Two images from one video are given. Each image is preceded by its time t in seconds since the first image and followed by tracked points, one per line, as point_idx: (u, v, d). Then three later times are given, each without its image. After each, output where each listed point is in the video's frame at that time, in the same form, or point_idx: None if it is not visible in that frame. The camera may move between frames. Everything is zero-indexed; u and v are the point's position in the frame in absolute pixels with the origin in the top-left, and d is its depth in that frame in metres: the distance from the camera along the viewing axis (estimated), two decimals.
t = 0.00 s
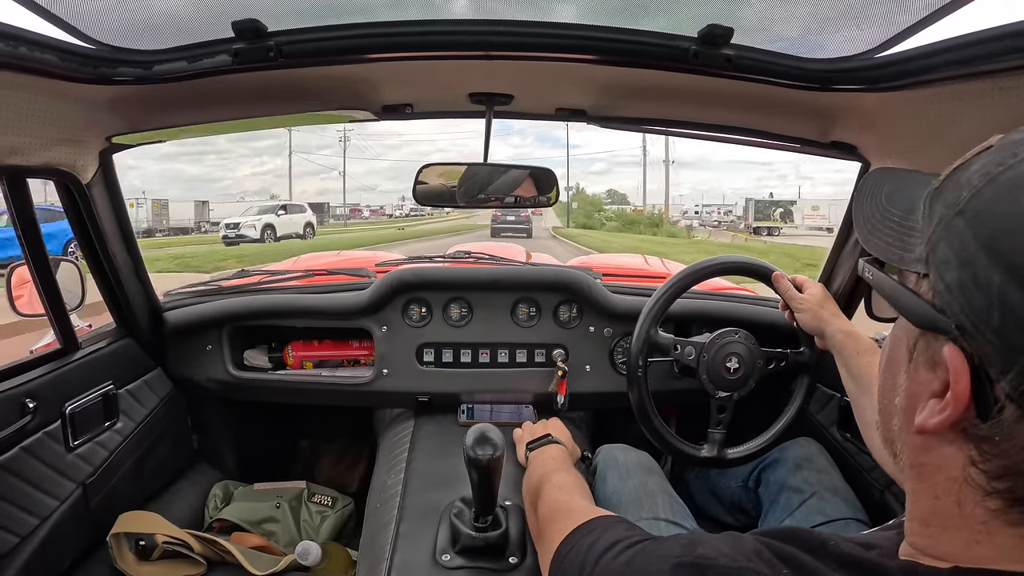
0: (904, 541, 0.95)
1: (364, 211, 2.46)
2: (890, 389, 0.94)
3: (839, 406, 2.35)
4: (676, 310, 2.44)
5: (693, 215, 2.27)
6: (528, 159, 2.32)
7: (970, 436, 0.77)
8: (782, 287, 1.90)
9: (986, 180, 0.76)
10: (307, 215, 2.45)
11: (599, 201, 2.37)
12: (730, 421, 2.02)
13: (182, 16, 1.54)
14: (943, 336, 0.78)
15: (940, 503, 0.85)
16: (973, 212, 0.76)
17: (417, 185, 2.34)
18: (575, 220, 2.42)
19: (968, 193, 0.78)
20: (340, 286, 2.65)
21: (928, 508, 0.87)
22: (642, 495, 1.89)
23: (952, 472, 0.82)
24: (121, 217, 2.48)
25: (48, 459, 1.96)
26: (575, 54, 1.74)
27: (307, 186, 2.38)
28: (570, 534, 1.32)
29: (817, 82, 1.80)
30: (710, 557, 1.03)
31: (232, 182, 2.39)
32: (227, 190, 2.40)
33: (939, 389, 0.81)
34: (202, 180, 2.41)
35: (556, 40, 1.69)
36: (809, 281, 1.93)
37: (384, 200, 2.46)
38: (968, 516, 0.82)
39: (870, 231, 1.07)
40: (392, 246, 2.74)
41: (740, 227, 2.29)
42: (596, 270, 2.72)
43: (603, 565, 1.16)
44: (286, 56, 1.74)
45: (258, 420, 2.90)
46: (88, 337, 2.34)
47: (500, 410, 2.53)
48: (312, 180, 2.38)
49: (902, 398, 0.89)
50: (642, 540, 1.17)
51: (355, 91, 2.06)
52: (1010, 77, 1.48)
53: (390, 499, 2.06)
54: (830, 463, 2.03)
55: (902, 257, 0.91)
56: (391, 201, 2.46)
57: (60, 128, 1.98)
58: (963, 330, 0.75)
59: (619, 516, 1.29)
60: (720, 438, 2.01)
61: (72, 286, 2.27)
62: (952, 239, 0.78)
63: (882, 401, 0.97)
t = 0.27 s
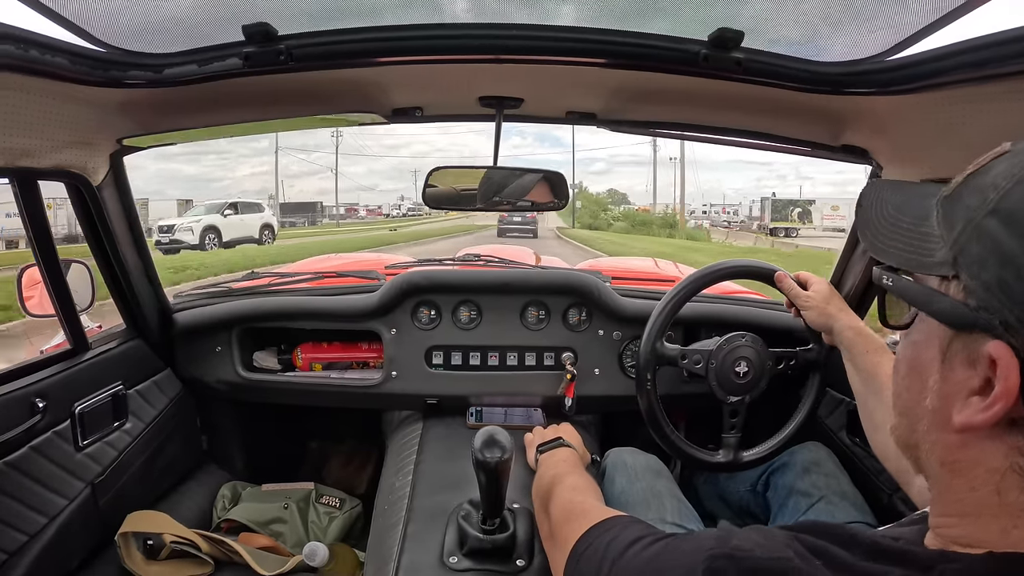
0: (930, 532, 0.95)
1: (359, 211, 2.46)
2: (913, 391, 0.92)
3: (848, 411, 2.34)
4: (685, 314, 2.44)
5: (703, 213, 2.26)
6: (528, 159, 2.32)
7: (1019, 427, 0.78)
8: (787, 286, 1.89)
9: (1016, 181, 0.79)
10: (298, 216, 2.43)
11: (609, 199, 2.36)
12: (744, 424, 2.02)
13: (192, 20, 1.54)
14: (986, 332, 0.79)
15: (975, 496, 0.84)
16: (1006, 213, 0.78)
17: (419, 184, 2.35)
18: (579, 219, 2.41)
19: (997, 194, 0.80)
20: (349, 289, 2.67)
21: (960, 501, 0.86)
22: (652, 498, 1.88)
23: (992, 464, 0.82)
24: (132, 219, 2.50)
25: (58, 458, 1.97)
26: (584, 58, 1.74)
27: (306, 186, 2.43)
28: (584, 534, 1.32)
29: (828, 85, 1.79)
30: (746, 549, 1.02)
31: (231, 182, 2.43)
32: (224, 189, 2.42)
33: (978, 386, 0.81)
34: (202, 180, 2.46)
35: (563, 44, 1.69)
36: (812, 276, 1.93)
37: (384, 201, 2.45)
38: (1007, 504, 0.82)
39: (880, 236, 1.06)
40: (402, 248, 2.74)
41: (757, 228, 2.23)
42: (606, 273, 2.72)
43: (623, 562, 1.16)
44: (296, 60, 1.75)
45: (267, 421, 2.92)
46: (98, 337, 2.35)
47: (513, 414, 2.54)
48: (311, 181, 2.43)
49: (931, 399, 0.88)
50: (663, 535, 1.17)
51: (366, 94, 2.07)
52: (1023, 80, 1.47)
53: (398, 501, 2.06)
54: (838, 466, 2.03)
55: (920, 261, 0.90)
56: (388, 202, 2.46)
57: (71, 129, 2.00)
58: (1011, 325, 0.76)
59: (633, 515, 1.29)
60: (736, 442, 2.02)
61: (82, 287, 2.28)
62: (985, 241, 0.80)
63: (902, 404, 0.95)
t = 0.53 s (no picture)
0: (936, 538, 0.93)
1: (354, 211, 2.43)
2: (915, 404, 0.92)
3: (852, 412, 2.33)
4: (690, 313, 2.43)
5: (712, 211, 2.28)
6: (528, 159, 2.35)
7: None
8: (790, 285, 1.87)
9: (1009, 188, 0.80)
10: (290, 215, 2.42)
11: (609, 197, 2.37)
12: (750, 425, 2.02)
13: (199, 14, 1.54)
14: (994, 335, 0.78)
15: (986, 498, 0.82)
16: (1003, 218, 0.79)
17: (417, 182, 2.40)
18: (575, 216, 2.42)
19: (990, 201, 0.81)
20: (353, 285, 2.67)
21: (971, 505, 0.84)
22: (654, 497, 1.88)
23: (1004, 466, 0.80)
24: (137, 213, 2.50)
25: (61, 451, 1.98)
26: (590, 55, 1.74)
27: (308, 185, 2.46)
28: (592, 533, 1.32)
29: (835, 85, 1.78)
30: (760, 544, 1.01)
31: (232, 181, 2.44)
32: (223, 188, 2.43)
33: (987, 389, 0.80)
34: (201, 179, 2.48)
35: (569, 41, 1.69)
36: (812, 272, 1.91)
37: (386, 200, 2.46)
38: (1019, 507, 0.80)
39: (870, 252, 1.08)
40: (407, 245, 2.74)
41: (773, 229, 2.22)
42: (610, 271, 2.72)
43: (634, 560, 1.14)
44: (301, 55, 1.75)
45: (270, 421, 2.93)
46: (103, 331, 2.36)
47: (519, 411, 2.54)
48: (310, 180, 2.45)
49: (936, 408, 0.88)
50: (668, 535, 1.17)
51: (372, 90, 2.07)
52: None
53: (400, 497, 2.06)
54: (842, 469, 2.02)
55: (917, 273, 0.92)
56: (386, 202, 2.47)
57: (77, 123, 2.00)
58: (1018, 325, 0.76)
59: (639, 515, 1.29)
60: (744, 441, 2.01)
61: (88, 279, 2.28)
62: (983, 247, 0.81)
63: (904, 417, 0.95)
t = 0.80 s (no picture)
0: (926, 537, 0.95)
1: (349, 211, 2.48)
2: (905, 402, 0.93)
3: (856, 418, 2.32)
4: (693, 318, 2.43)
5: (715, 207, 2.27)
6: (529, 163, 2.35)
7: (1016, 429, 0.77)
8: (795, 291, 1.88)
9: (999, 192, 0.80)
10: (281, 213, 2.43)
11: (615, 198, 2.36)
12: (753, 430, 2.02)
13: (206, 20, 1.55)
14: (979, 338, 0.79)
15: (972, 498, 0.84)
16: (993, 223, 0.79)
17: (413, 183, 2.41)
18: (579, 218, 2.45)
19: (981, 205, 0.81)
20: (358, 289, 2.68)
21: (957, 505, 0.86)
22: (656, 502, 1.88)
23: (988, 467, 0.81)
24: (142, 216, 2.52)
25: (65, 453, 1.99)
26: (596, 61, 1.74)
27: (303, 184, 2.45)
28: (596, 529, 1.32)
29: (838, 91, 1.78)
30: (748, 544, 1.00)
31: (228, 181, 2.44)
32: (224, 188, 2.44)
33: (971, 390, 0.81)
34: (201, 179, 2.49)
35: (574, 47, 1.69)
36: (817, 279, 1.90)
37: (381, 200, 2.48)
38: (1003, 506, 0.82)
39: (865, 256, 1.06)
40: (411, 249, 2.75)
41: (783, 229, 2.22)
42: (614, 276, 2.72)
43: (631, 559, 1.15)
44: (307, 60, 1.76)
45: (275, 424, 2.93)
46: (107, 334, 2.37)
47: (522, 416, 2.56)
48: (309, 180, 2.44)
49: (924, 408, 0.88)
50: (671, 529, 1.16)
51: (377, 95, 2.08)
52: None
53: (404, 501, 2.07)
54: (846, 475, 2.02)
55: (910, 277, 0.91)
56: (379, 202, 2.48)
57: (83, 127, 2.01)
58: (1002, 328, 0.76)
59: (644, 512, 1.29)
60: (747, 447, 2.01)
61: (92, 285, 2.31)
62: (973, 250, 0.81)
63: (894, 416, 0.95)
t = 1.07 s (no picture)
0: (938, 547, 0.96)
1: (343, 210, 2.47)
2: (927, 401, 0.91)
3: (860, 416, 2.32)
4: (696, 316, 2.44)
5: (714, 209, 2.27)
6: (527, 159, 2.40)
7: None
8: (797, 290, 1.86)
9: None
10: (268, 214, 2.46)
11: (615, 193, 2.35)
12: (757, 428, 2.01)
13: (210, 16, 1.55)
14: (995, 350, 0.79)
15: (980, 512, 0.84)
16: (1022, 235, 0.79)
17: (410, 181, 2.44)
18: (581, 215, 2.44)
19: (1015, 215, 0.80)
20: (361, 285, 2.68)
21: (966, 517, 0.86)
22: (658, 500, 1.89)
23: (996, 481, 0.82)
24: (146, 211, 2.52)
25: (68, 447, 1.99)
26: (600, 58, 1.74)
27: (297, 185, 2.47)
28: (598, 533, 1.32)
29: (842, 89, 1.78)
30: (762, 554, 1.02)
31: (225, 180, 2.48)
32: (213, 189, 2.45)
33: (986, 403, 0.81)
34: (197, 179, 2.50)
35: (578, 43, 1.69)
36: (822, 278, 1.88)
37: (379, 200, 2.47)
38: (1011, 521, 0.82)
39: (904, 250, 1.04)
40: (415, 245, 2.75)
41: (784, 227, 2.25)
42: (618, 273, 2.72)
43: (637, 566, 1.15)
44: (311, 56, 1.76)
45: (278, 419, 2.94)
46: (111, 328, 2.37)
47: (526, 412, 2.54)
48: (309, 180, 2.47)
49: (940, 414, 0.88)
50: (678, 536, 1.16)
51: (381, 91, 2.08)
52: None
53: (406, 497, 2.07)
54: (849, 472, 2.01)
55: (936, 274, 0.91)
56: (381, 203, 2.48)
57: (87, 122, 2.02)
58: (1017, 344, 0.77)
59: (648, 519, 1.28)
60: (750, 444, 2.01)
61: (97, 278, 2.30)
62: (999, 259, 0.80)
63: (915, 415, 0.94)
